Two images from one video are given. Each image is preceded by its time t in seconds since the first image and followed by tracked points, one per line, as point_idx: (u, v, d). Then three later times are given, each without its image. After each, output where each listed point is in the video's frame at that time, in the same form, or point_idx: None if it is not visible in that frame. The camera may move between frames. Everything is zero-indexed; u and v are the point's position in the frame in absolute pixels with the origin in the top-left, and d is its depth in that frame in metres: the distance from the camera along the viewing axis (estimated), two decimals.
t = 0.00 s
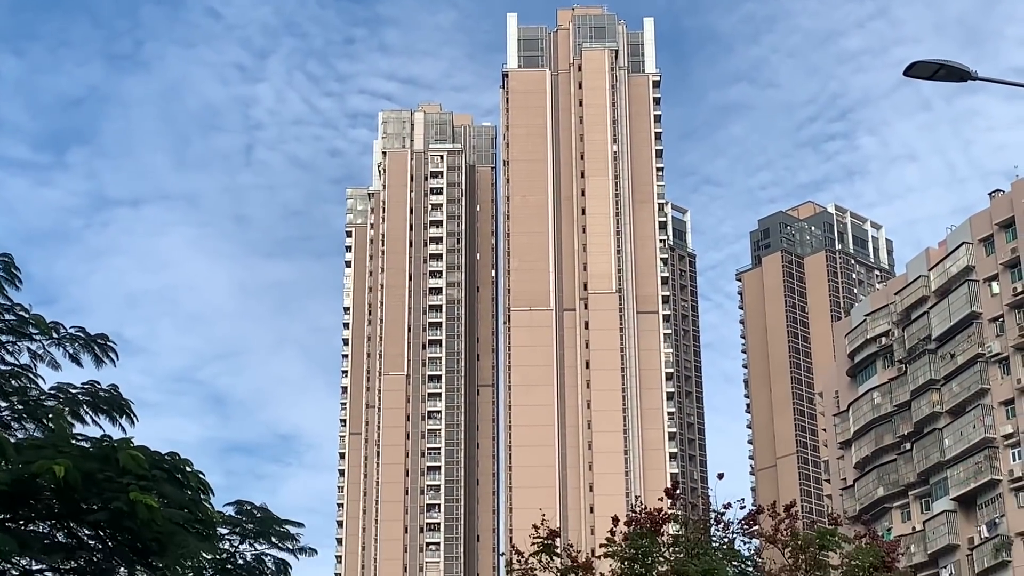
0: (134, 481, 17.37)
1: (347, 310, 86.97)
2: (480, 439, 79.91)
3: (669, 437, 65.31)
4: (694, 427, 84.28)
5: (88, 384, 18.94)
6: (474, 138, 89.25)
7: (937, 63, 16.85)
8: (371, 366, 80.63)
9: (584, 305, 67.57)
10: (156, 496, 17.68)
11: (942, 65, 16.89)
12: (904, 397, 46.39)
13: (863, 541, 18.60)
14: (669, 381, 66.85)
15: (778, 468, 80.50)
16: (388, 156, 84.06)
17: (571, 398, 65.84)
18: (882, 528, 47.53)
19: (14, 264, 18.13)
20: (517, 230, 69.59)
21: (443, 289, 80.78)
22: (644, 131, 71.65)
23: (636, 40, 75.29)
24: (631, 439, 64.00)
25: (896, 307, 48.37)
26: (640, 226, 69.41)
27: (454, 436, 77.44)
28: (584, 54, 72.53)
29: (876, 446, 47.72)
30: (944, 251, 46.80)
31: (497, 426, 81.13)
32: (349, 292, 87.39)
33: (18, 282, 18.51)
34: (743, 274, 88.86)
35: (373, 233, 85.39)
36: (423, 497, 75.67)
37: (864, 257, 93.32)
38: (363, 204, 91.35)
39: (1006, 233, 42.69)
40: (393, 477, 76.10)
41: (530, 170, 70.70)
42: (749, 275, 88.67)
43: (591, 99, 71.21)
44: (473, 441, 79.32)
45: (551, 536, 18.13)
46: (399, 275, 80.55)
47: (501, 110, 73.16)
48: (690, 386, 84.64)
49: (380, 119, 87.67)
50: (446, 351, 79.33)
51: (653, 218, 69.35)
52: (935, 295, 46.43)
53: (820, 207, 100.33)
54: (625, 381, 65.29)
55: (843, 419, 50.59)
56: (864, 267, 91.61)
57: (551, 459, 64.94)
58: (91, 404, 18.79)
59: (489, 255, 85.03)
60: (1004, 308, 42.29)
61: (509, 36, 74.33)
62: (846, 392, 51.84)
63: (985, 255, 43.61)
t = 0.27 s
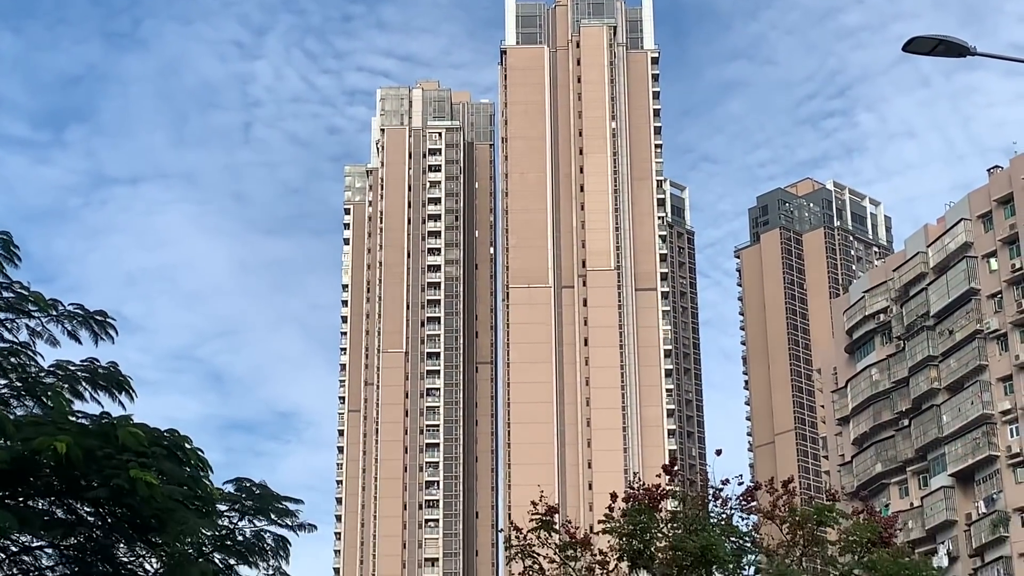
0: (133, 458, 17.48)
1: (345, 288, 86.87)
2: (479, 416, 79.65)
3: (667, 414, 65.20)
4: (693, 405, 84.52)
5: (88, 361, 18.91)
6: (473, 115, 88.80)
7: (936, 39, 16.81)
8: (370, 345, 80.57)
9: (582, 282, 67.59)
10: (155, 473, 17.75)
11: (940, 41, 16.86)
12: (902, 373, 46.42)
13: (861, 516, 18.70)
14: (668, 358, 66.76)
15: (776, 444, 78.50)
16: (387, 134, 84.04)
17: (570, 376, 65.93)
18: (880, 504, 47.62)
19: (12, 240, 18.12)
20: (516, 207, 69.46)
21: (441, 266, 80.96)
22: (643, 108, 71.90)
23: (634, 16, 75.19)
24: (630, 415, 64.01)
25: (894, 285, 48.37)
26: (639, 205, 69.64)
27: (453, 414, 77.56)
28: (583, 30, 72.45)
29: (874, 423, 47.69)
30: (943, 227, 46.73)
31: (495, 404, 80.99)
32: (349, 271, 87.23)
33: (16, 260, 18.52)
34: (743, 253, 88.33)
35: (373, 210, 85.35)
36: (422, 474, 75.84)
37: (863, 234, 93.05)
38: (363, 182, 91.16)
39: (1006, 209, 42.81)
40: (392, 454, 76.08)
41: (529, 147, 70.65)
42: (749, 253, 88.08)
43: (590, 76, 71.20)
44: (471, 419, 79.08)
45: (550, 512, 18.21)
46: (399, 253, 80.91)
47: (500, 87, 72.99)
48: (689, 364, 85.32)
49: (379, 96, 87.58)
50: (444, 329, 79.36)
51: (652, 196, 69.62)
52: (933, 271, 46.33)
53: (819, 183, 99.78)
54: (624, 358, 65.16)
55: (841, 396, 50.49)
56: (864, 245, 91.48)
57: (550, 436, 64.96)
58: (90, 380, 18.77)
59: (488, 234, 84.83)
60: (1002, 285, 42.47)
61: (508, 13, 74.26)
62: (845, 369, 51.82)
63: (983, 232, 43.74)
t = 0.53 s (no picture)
0: (133, 437, 17.38)
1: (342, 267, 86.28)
2: (479, 395, 79.90)
3: (666, 392, 65.29)
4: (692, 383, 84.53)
5: (86, 339, 18.87)
6: (471, 93, 88.37)
7: (934, 16, 16.86)
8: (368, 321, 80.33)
9: (582, 261, 67.75)
10: (155, 452, 17.65)
11: (938, 18, 16.88)
12: (901, 350, 46.56)
13: (858, 494, 18.80)
14: (667, 337, 66.82)
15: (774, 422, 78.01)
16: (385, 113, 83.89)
17: (569, 354, 65.89)
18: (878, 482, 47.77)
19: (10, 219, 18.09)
20: (514, 185, 69.25)
21: (440, 245, 81.34)
22: (642, 86, 71.73)
23: None
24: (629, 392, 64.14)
25: (892, 262, 48.36)
26: (638, 181, 69.55)
27: (452, 392, 77.78)
28: (582, 8, 72.44)
29: (871, 400, 47.81)
30: (942, 205, 46.68)
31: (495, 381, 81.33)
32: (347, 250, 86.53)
33: (14, 239, 18.51)
34: (742, 231, 87.57)
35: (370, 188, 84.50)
36: (421, 452, 76.09)
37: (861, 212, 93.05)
38: (361, 160, 90.85)
39: (1005, 186, 42.78)
40: (391, 433, 76.07)
41: (529, 123, 70.21)
42: (748, 231, 87.41)
43: (588, 54, 71.22)
44: (470, 397, 79.22)
45: (549, 490, 18.22)
46: (398, 233, 81.31)
47: (499, 66, 72.65)
48: (688, 341, 84.96)
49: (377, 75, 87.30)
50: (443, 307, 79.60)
51: (650, 172, 69.56)
52: (932, 249, 46.27)
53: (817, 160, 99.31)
54: (623, 336, 65.25)
55: (840, 374, 50.78)
56: (862, 222, 91.25)
57: (549, 415, 64.82)
58: (89, 358, 18.73)
59: (487, 212, 84.74)
60: (1001, 262, 42.54)
61: None
62: (843, 347, 52.04)
63: (982, 210, 43.78)
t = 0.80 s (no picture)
0: (132, 418, 17.40)
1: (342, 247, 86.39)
2: (477, 376, 80.05)
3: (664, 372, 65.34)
4: (690, 364, 84.64)
5: (85, 321, 18.81)
6: (469, 74, 88.11)
7: None
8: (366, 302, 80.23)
9: (580, 242, 67.57)
10: (154, 433, 17.66)
11: None
12: (898, 331, 46.59)
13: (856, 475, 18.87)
14: (665, 318, 66.85)
15: (772, 402, 78.29)
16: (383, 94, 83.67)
17: (567, 334, 65.76)
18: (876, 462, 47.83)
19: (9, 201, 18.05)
20: (513, 165, 69.10)
21: (438, 227, 81.24)
22: (639, 67, 71.65)
23: None
24: (627, 372, 64.16)
25: (890, 243, 48.49)
26: (636, 162, 69.72)
27: (451, 372, 77.94)
28: None
29: (870, 380, 47.88)
30: (940, 185, 46.74)
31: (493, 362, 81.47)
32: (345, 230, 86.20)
33: (12, 220, 18.49)
34: (739, 212, 87.46)
35: (368, 169, 84.11)
36: (420, 433, 76.34)
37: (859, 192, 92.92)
38: (359, 141, 90.70)
39: (1002, 166, 42.85)
40: (390, 414, 76.08)
41: (527, 103, 70.22)
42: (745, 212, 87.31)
43: (586, 34, 70.99)
44: (469, 378, 79.44)
45: (546, 471, 18.19)
46: (395, 213, 80.68)
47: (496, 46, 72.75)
48: (686, 322, 84.25)
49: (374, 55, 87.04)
50: (441, 289, 79.60)
51: (649, 153, 69.72)
52: (930, 229, 46.29)
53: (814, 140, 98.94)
54: (621, 317, 65.34)
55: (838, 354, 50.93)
56: (860, 203, 90.28)
57: (547, 395, 64.55)
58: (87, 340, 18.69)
59: (485, 192, 84.71)
60: (999, 243, 42.38)
61: None
62: (841, 327, 52.00)
63: (980, 189, 43.72)
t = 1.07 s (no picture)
0: (130, 398, 17.43)
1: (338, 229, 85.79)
2: (475, 356, 79.92)
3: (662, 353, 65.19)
4: (687, 345, 84.70)
5: (85, 302, 18.74)
6: (467, 54, 88.05)
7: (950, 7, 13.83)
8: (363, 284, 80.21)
9: (577, 223, 67.38)
10: (152, 414, 17.66)
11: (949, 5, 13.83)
12: (897, 311, 46.69)
13: (853, 454, 18.91)
14: (663, 299, 66.85)
15: (771, 382, 78.08)
16: (381, 74, 83.75)
17: (565, 315, 65.63)
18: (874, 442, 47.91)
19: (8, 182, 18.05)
20: (511, 146, 69.27)
21: (436, 208, 81.07)
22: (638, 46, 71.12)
23: None
24: (625, 353, 64.17)
25: (889, 223, 48.48)
26: (635, 143, 69.36)
27: (448, 354, 77.78)
28: None
29: (869, 360, 48.00)
30: (939, 165, 46.87)
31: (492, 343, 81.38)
32: (343, 211, 85.90)
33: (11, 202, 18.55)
34: (738, 192, 86.34)
35: (366, 150, 84.01)
36: (418, 414, 76.58)
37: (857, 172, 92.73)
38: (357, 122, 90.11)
39: (1001, 147, 42.73)
40: (388, 395, 76.56)
41: (525, 85, 70.56)
42: (744, 193, 86.15)
43: (585, 15, 70.98)
44: (467, 358, 79.31)
45: (546, 452, 18.21)
46: (394, 194, 81.15)
47: (494, 27, 73.11)
48: (684, 303, 84.96)
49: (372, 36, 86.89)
50: (440, 270, 79.46)
51: (647, 133, 69.33)
52: (929, 210, 46.32)
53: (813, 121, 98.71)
54: (619, 298, 65.31)
55: (836, 335, 51.10)
56: (859, 183, 89.93)
57: (546, 377, 64.72)
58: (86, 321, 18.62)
59: (483, 173, 84.27)
60: (998, 224, 42.37)
61: None
62: (839, 308, 52.03)
63: (979, 170, 43.65)
